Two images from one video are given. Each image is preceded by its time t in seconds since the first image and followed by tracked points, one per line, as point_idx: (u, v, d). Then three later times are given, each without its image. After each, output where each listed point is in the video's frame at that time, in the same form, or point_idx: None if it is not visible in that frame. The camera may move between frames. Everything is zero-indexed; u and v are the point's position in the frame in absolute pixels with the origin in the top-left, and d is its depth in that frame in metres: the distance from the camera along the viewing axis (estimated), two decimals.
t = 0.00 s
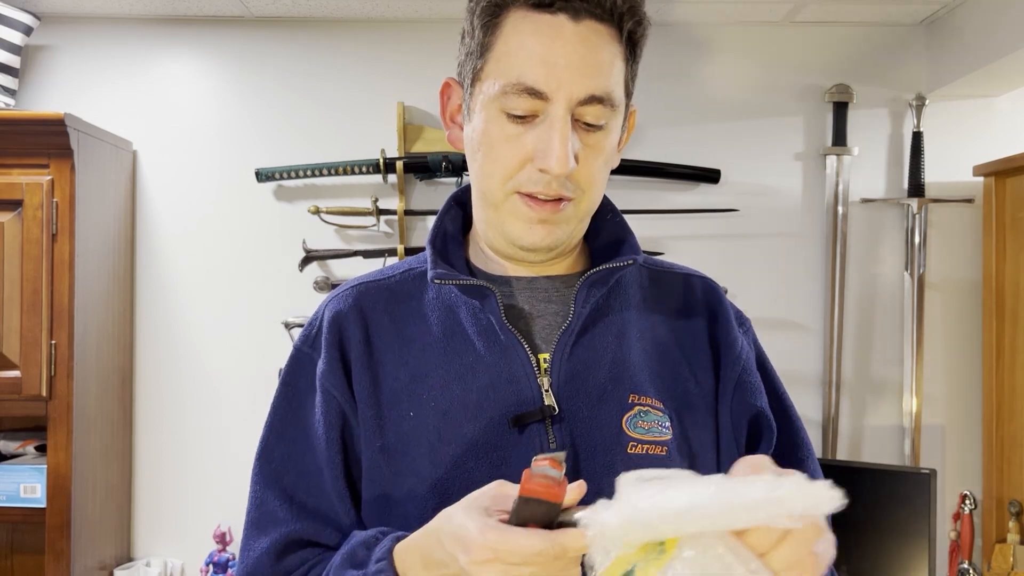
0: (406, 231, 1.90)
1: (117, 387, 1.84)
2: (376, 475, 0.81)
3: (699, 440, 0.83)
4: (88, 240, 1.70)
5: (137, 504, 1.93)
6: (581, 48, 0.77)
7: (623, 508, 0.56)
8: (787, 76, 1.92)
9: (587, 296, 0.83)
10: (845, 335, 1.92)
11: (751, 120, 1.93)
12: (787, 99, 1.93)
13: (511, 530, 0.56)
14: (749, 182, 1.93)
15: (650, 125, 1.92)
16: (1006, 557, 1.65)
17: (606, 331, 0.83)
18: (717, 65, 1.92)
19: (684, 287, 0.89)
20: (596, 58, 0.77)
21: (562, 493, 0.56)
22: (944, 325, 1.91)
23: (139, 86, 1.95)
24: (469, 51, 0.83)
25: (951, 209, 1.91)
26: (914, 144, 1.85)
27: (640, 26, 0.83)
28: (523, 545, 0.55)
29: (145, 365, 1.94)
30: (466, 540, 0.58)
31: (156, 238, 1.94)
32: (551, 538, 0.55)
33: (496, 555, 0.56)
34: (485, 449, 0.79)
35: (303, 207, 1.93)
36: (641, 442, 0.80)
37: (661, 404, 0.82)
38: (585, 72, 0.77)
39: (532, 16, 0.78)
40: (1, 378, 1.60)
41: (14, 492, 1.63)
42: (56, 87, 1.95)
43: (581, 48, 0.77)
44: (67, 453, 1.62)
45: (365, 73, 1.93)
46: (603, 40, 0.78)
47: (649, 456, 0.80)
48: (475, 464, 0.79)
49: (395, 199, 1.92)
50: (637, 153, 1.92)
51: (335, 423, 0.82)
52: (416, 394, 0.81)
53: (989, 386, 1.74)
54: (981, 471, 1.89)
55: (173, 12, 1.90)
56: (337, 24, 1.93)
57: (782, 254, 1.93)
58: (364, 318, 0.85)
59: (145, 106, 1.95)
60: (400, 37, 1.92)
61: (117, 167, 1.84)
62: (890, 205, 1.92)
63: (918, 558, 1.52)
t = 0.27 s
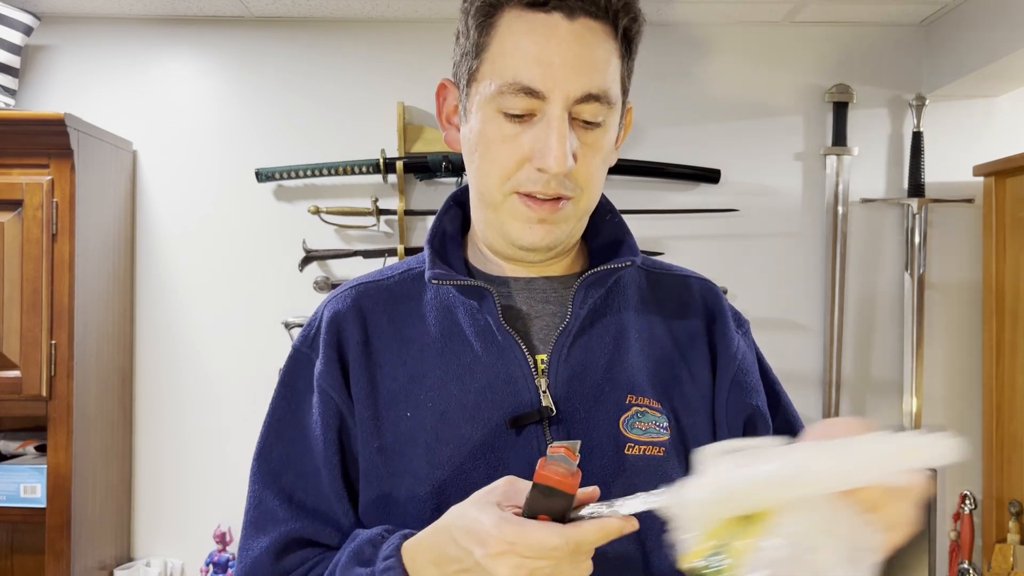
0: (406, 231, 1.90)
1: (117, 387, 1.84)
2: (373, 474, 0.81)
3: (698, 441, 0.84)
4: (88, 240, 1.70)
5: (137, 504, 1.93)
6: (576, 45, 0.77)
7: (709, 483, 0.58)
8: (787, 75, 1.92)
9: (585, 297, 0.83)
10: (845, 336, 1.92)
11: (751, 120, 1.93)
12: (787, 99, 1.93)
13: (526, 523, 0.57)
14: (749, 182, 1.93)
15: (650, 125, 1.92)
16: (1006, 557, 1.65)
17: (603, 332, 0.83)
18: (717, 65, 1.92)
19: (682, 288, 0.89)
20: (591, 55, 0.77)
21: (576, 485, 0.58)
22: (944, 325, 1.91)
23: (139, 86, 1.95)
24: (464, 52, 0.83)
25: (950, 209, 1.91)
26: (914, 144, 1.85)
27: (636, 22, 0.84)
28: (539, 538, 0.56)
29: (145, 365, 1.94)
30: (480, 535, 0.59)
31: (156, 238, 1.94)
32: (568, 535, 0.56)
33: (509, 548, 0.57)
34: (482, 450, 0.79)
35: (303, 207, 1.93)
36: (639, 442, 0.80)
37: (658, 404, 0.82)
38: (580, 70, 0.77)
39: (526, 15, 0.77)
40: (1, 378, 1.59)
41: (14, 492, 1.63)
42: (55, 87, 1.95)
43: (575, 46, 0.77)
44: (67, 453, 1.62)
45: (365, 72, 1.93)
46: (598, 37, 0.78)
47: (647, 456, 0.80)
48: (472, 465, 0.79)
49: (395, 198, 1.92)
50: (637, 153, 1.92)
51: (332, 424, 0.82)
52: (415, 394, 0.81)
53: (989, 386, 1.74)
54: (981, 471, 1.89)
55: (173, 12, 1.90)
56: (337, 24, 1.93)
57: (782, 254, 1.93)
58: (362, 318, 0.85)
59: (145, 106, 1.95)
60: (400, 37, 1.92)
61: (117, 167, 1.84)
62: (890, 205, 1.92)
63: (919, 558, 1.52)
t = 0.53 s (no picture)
0: (406, 231, 1.90)
1: (117, 387, 1.84)
2: (369, 478, 0.81)
3: (699, 446, 0.83)
4: (88, 240, 1.70)
5: (137, 505, 1.93)
6: (575, 39, 0.77)
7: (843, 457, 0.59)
8: (787, 75, 1.92)
9: (584, 301, 0.82)
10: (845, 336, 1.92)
11: (751, 120, 1.93)
12: (787, 99, 1.93)
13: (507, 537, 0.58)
14: (749, 182, 1.93)
15: (650, 125, 1.92)
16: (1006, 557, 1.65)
17: (602, 335, 0.83)
18: (717, 65, 1.92)
19: (685, 291, 0.89)
20: (589, 49, 0.77)
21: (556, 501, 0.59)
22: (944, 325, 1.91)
23: (139, 86, 1.95)
24: (463, 50, 0.83)
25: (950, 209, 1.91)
26: (914, 144, 1.86)
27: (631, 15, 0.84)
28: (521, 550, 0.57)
29: (145, 365, 1.94)
30: (464, 549, 0.60)
31: (156, 238, 1.94)
32: (551, 543, 0.57)
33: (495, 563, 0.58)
34: (478, 455, 0.79)
35: (303, 207, 1.93)
36: (638, 447, 0.80)
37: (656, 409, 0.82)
38: (578, 65, 0.77)
39: (524, 11, 0.78)
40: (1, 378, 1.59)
41: (14, 492, 1.63)
42: (55, 87, 1.95)
43: (574, 39, 0.77)
44: (67, 453, 1.62)
45: (365, 72, 1.93)
46: (597, 32, 0.78)
47: (647, 461, 0.80)
48: (467, 470, 0.79)
49: (395, 199, 1.92)
50: (638, 153, 1.92)
51: (327, 428, 0.82)
52: (411, 398, 0.81)
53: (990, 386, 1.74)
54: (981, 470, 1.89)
55: (173, 12, 1.90)
56: (336, 24, 1.93)
57: (782, 254, 1.93)
58: (361, 321, 0.85)
59: (146, 106, 1.95)
60: (400, 37, 1.92)
61: (117, 167, 1.84)
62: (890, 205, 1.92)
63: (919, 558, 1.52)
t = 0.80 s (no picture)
0: (406, 231, 1.90)
1: (117, 387, 1.84)
2: (366, 477, 0.81)
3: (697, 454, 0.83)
4: (88, 240, 1.70)
5: (137, 505, 1.93)
6: (555, 30, 0.78)
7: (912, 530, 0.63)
8: (787, 75, 1.92)
9: (585, 306, 0.83)
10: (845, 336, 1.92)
11: (751, 120, 1.92)
12: (787, 99, 1.92)
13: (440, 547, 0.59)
14: (749, 182, 1.92)
15: (650, 125, 1.92)
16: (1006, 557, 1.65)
17: (604, 341, 0.83)
18: (717, 65, 1.92)
19: (693, 301, 0.88)
20: (572, 40, 0.78)
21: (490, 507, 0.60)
22: (944, 325, 1.91)
23: (139, 86, 1.95)
24: (453, 51, 0.84)
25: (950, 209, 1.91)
26: (914, 144, 1.85)
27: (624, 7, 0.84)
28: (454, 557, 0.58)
29: (145, 365, 1.94)
30: (407, 555, 0.62)
31: (156, 238, 1.94)
32: (481, 548, 0.57)
33: (431, 570, 0.59)
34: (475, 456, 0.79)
35: (303, 207, 1.93)
36: (635, 455, 0.81)
37: (655, 417, 0.82)
38: (560, 56, 0.78)
39: (505, 6, 0.79)
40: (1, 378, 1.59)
41: (14, 492, 1.63)
42: (55, 87, 1.95)
43: (555, 30, 0.78)
44: (67, 453, 1.62)
45: (365, 72, 1.93)
46: (581, 22, 0.79)
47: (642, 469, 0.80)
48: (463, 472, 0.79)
49: (395, 199, 1.92)
50: (637, 153, 1.92)
51: (326, 427, 0.82)
52: (410, 398, 0.81)
53: (989, 386, 1.74)
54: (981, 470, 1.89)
55: (173, 12, 1.90)
56: (336, 24, 1.93)
57: (782, 254, 1.93)
58: (363, 320, 0.85)
59: (146, 107, 1.95)
60: (400, 37, 1.92)
61: (117, 167, 1.84)
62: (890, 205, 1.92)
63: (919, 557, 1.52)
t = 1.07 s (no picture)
0: (406, 231, 1.90)
1: (117, 387, 1.84)
2: (373, 475, 0.81)
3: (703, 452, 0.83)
4: (87, 240, 1.70)
5: (137, 505, 1.93)
6: (560, 27, 0.78)
7: None
8: (787, 75, 1.92)
9: (595, 304, 0.83)
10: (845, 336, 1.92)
11: (751, 120, 1.93)
12: (787, 98, 1.93)
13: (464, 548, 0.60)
14: (749, 182, 1.93)
15: (650, 125, 1.92)
16: (1006, 557, 1.65)
17: (613, 339, 0.83)
18: (717, 65, 1.92)
19: (698, 300, 0.88)
20: (578, 36, 0.78)
21: (513, 509, 0.60)
22: (943, 325, 1.91)
23: (139, 86, 1.95)
24: (457, 53, 0.84)
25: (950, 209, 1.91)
26: (914, 144, 1.85)
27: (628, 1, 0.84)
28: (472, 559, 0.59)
29: (145, 365, 1.94)
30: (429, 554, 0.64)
31: (156, 238, 1.94)
32: (501, 548, 0.59)
33: (448, 569, 0.61)
34: (482, 455, 0.79)
35: (303, 207, 1.93)
36: (644, 455, 0.80)
37: (664, 417, 0.82)
38: (566, 52, 0.78)
39: (509, 5, 0.79)
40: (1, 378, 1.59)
41: (14, 492, 1.63)
42: (55, 87, 1.95)
43: (560, 27, 0.78)
44: (67, 453, 1.62)
45: (365, 72, 1.93)
46: (585, 18, 0.79)
47: (651, 469, 0.79)
48: (471, 470, 0.79)
49: (395, 198, 1.92)
50: (638, 153, 1.92)
51: (332, 424, 0.82)
52: (417, 396, 0.81)
53: (989, 385, 1.74)
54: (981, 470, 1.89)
55: (173, 12, 1.90)
56: (336, 24, 1.93)
57: (782, 254, 1.93)
58: (370, 318, 0.85)
59: (147, 107, 1.95)
60: (400, 37, 1.92)
61: (117, 167, 1.84)
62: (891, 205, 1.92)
63: (920, 557, 1.52)
